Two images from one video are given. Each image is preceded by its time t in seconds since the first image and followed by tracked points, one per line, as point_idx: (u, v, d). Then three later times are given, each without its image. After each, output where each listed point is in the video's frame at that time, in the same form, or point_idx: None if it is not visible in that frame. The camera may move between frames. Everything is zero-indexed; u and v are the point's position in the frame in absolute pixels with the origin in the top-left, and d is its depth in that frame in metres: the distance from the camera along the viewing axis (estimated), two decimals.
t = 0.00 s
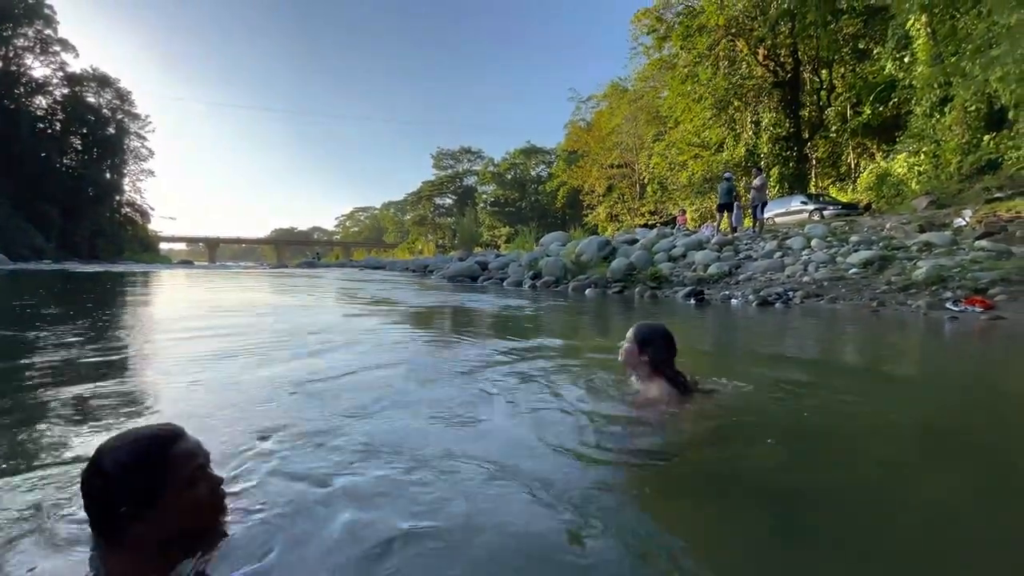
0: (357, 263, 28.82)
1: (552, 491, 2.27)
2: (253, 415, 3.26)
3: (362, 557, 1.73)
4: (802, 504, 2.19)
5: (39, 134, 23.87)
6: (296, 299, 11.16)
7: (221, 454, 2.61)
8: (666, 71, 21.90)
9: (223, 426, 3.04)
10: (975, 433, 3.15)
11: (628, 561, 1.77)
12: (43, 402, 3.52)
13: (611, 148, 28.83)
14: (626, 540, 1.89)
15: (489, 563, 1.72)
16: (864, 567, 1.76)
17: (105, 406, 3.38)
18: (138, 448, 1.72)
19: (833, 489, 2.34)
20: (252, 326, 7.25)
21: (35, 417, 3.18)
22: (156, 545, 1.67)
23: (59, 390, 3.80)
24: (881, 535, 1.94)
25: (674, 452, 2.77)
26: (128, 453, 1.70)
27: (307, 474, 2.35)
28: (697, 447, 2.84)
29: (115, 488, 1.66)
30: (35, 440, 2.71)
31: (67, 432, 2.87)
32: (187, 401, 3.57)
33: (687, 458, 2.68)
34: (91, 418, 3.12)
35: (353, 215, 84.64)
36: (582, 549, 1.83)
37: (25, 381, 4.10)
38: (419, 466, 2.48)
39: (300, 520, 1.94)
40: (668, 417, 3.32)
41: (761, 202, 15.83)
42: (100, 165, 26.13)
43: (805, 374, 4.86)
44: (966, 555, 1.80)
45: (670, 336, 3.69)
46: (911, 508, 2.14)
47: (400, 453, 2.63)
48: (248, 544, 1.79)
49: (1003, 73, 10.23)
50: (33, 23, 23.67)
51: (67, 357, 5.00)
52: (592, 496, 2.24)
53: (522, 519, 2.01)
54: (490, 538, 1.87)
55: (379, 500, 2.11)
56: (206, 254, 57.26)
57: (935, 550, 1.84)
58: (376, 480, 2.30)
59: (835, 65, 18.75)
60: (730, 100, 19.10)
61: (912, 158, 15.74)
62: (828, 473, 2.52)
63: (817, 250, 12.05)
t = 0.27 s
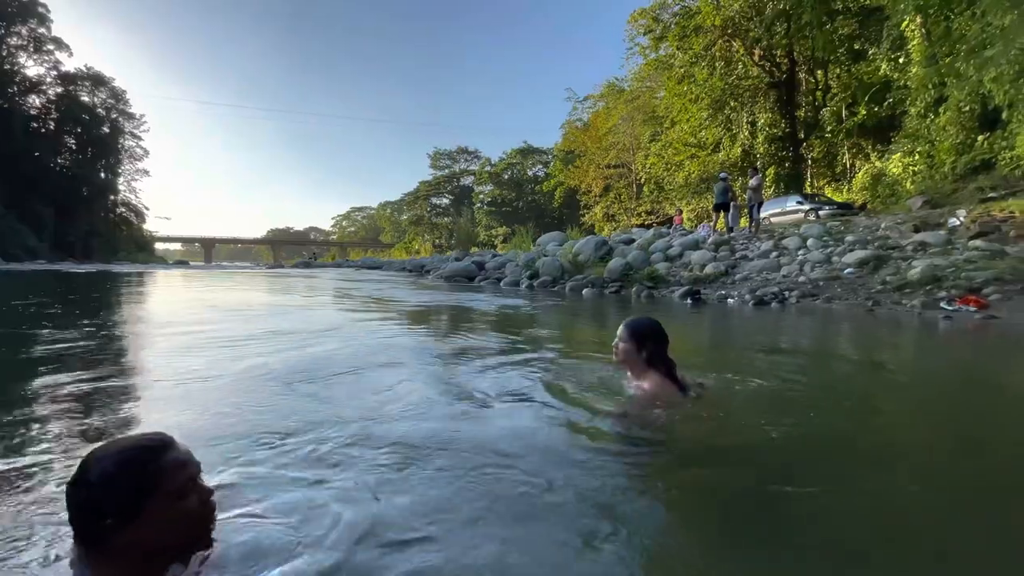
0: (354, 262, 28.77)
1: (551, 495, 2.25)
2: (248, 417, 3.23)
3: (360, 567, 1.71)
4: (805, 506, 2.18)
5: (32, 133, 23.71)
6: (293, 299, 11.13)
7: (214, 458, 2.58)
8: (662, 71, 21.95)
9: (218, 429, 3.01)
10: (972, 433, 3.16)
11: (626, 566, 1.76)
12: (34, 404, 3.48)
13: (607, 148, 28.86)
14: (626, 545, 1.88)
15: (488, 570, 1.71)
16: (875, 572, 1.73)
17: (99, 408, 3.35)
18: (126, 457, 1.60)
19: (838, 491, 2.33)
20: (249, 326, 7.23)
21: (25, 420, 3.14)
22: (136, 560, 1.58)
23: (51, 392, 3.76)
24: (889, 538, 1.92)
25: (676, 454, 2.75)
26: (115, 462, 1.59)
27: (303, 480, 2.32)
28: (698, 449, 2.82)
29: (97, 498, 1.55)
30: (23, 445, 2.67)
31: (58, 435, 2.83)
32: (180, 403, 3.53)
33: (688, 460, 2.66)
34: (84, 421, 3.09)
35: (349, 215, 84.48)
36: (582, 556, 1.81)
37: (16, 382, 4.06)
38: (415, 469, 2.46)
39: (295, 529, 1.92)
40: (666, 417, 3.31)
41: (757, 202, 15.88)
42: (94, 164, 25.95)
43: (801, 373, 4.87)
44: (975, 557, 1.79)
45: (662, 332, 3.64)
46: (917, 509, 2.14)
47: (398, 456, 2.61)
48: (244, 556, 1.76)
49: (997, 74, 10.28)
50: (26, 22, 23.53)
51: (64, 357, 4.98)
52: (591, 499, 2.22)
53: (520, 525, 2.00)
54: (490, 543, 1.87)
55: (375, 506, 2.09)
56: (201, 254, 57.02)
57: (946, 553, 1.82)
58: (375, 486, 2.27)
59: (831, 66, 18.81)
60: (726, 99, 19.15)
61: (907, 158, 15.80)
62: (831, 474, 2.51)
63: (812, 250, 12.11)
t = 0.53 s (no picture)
0: (349, 261, 28.73)
1: (553, 493, 2.30)
2: (249, 418, 3.25)
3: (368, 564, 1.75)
4: (807, 506, 2.20)
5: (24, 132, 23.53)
6: (290, 298, 11.14)
7: (218, 459, 2.61)
8: (658, 70, 22.01)
9: (220, 430, 3.04)
10: (966, 430, 3.22)
11: (628, 562, 1.81)
12: (34, 406, 3.49)
13: (603, 147, 28.94)
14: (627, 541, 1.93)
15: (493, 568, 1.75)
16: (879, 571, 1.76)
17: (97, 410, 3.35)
18: (115, 460, 1.66)
19: (838, 490, 2.35)
20: (247, 326, 7.25)
21: (23, 422, 3.14)
22: (127, 561, 1.66)
23: (48, 394, 3.76)
24: (892, 538, 1.95)
25: (675, 454, 2.77)
26: (104, 466, 1.65)
27: (308, 480, 2.36)
28: (698, 449, 2.84)
29: (87, 501, 1.61)
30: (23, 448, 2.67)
31: (57, 438, 2.84)
32: (180, 404, 3.55)
33: (688, 460, 2.69)
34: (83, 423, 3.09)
35: (345, 214, 84.30)
36: (585, 553, 1.86)
37: (13, 384, 4.05)
38: (419, 468, 2.50)
39: (302, 528, 1.95)
40: (663, 416, 3.37)
41: (752, 201, 15.99)
42: (86, 163, 25.76)
43: (796, 371, 4.93)
44: (977, 555, 1.82)
45: (651, 329, 3.66)
46: (918, 508, 2.16)
47: (401, 456, 2.65)
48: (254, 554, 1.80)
49: (990, 74, 10.37)
50: (18, 20, 23.32)
51: (61, 358, 4.99)
52: (593, 497, 2.28)
53: (524, 523, 2.04)
54: (495, 541, 1.92)
55: (381, 505, 2.13)
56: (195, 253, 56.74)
57: (950, 552, 1.84)
58: (379, 485, 2.31)
59: (825, 65, 18.93)
60: (721, 99, 19.25)
61: (901, 158, 15.93)
62: (830, 474, 2.53)
63: (807, 248, 12.22)
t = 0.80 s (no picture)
0: (344, 259, 28.68)
1: (553, 491, 2.37)
2: (251, 417, 3.30)
3: (375, 560, 1.81)
4: (807, 508, 2.23)
5: (16, 130, 23.35)
6: (286, 296, 11.15)
7: (222, 458, 2.65)
8: (653, 68, 22.10)
9: (223, 429, 3.09)
10: (959, 427, 3.31)
11: (627, 558, 1.88)
12: (35, 405, 3.52)
13: (598, 145, 29.03)
14: (627, 538, 2.00)
15: (497, 564, 1.82)
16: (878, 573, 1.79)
17: (97, 410, 3.37)
18: (111, 459, 1.74)
19: (836, 491, 2.39)
20: (244, 324, 7.27)
21: (26, 421, 3.17)
22: (117, 558, 1.72)
23: (45, 393, 3.76)
24: (892, 540, 1.98)
25: (674, 455, 2.81)
26: (100, 464, 1.72)
27: (313, 480, 2.41)
28: (697, 451, 2.87)
29: (83, 497, 1.69)
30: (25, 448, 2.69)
31: (59, 437, 2.86)
32: (181, 403, 3.58)
33: (687, 460, 2.72)
34: (83, 423, 3.11)
35: (340, 211, 84.15)
36: (585, 549, 1.92)
37: (10, 384, 4.07)
38: (422, 468, 2.56)
39: (310, 525, 2.01)
40: (659, 413, 3.44)
41: (746, 199, 16.13)
42: (78, 161, 25.56)
43: (790, 369, 4.99)
44: (975, 557, 1.85)
45: (644, 328, 3.78)
46: (915, 509, 2.20)
47: (404, 454, 2.72)
48: (263, 552, 1.85)
49: (983, 71, 10.50)
50: (8, 16, 23.11)
51: (60, 357, 5.02)
52: (592, 495, 2.34)
53: (526, 520, 2.11)
54: (499, 537, 1.98)
55: (385, 504, 2.19)
56: (188, 251, 56.39)
57: (947, 554, 1.88)
58: (383, 484, 2.37)
59: (819, 63, 19.03)
60: (716, 96, 19.35)
61: (894, 155, 16.07)
62: (829, 475, 2.56)
63: (800, 245, 12.37)
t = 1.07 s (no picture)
0: (341, 257, 28.69)
1: (555, 489, 2.44)
2: (256, 416, 3.36)
3: (387, 555, 1.89)
4: (799, 502, 2.32)
5: (8, 127, 23.19)
6: (285, 294, 11.19)
7: (229, 459, 2.71)
8: (649, 64, 22.14)
9: (229, 429, 3.14)
10: (949, 422, 3.40)
11: (628, 555, 1.95)
12: (43, 405, 3.58)
13: (594, 141, 29.08)
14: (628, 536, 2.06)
15: (502, 560, 1.89)
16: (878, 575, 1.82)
17: (101, 412, 3.41)
18: (79, 463, 1.72)
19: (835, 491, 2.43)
20: (245, 322, 7.33)
21: (37, 421, 3.23)
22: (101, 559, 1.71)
23: (47, 395, 3.79)
24: (891, 541, 2.01)
25: (673, 454, 2.85)
26: (68, 469, 1.70)
27: (322, 477, 2.49)
28: (697, 450, 2.90)
29: (54, 503, 1.67)
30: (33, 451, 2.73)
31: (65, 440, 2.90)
32: (185, 403, 3.63)
33: (687, 460, 2.76)
34: (89, 425, 3.16)
35: (335, 208, 83.93)
36: (587, 547, 1.99)
37: (17, 385, 4.12)
38: (426, 466, 2.63)
39: (318, 523, 2.07)
40: (657, 410, 3.52)
41: (742, 195, 16.24)
42: (72, 159, 25.43)
43: (787, 365, 5.06)
44: (973, 558, 1.89)
45: (644, 315, 3.89)
46: (913, 509, 2.24)
47: (409, 453, 2.78)
48: (273, 547, 1.91)
49: (977, 67, 10.61)
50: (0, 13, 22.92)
51: (64, 357, 5.06)
52: (592, 492, 2.42)
53: (528, 517, 2.18)
54: (502, 534, 2.05)
55: (392, 502, 2.25)
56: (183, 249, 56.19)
57: (946, 555, 1.92)
58: (389, 483, 2.43)
59: (815, 59, 19.10)
60: (712, 93, 19.44)
61: (889, 151, 16.18)
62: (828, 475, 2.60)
63: (796, 241, 12.49)
